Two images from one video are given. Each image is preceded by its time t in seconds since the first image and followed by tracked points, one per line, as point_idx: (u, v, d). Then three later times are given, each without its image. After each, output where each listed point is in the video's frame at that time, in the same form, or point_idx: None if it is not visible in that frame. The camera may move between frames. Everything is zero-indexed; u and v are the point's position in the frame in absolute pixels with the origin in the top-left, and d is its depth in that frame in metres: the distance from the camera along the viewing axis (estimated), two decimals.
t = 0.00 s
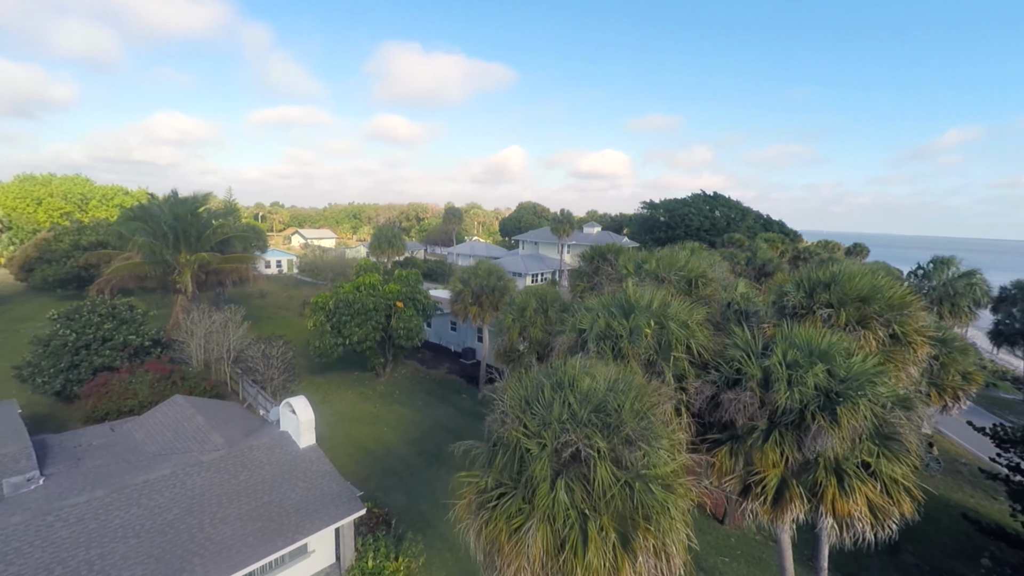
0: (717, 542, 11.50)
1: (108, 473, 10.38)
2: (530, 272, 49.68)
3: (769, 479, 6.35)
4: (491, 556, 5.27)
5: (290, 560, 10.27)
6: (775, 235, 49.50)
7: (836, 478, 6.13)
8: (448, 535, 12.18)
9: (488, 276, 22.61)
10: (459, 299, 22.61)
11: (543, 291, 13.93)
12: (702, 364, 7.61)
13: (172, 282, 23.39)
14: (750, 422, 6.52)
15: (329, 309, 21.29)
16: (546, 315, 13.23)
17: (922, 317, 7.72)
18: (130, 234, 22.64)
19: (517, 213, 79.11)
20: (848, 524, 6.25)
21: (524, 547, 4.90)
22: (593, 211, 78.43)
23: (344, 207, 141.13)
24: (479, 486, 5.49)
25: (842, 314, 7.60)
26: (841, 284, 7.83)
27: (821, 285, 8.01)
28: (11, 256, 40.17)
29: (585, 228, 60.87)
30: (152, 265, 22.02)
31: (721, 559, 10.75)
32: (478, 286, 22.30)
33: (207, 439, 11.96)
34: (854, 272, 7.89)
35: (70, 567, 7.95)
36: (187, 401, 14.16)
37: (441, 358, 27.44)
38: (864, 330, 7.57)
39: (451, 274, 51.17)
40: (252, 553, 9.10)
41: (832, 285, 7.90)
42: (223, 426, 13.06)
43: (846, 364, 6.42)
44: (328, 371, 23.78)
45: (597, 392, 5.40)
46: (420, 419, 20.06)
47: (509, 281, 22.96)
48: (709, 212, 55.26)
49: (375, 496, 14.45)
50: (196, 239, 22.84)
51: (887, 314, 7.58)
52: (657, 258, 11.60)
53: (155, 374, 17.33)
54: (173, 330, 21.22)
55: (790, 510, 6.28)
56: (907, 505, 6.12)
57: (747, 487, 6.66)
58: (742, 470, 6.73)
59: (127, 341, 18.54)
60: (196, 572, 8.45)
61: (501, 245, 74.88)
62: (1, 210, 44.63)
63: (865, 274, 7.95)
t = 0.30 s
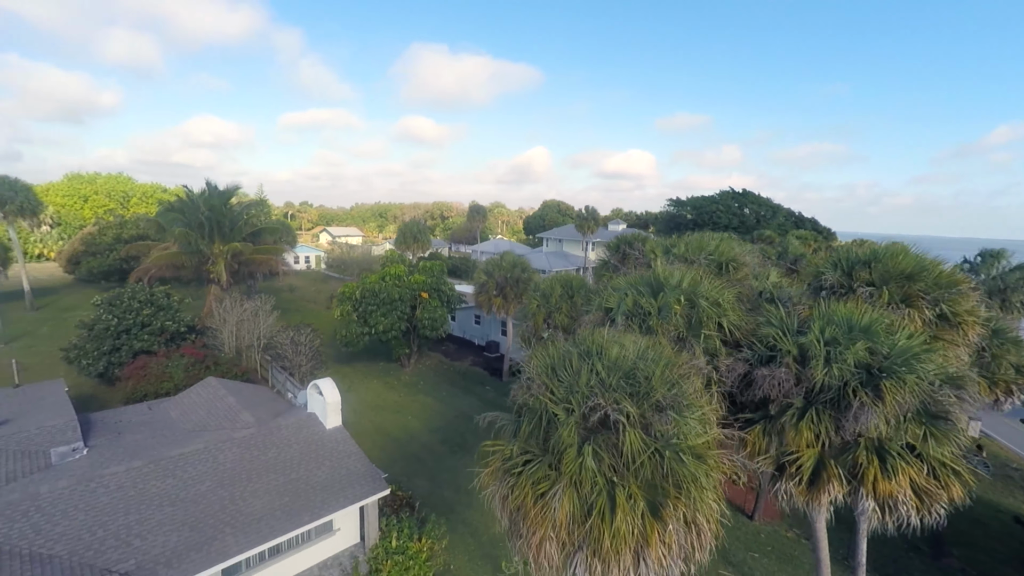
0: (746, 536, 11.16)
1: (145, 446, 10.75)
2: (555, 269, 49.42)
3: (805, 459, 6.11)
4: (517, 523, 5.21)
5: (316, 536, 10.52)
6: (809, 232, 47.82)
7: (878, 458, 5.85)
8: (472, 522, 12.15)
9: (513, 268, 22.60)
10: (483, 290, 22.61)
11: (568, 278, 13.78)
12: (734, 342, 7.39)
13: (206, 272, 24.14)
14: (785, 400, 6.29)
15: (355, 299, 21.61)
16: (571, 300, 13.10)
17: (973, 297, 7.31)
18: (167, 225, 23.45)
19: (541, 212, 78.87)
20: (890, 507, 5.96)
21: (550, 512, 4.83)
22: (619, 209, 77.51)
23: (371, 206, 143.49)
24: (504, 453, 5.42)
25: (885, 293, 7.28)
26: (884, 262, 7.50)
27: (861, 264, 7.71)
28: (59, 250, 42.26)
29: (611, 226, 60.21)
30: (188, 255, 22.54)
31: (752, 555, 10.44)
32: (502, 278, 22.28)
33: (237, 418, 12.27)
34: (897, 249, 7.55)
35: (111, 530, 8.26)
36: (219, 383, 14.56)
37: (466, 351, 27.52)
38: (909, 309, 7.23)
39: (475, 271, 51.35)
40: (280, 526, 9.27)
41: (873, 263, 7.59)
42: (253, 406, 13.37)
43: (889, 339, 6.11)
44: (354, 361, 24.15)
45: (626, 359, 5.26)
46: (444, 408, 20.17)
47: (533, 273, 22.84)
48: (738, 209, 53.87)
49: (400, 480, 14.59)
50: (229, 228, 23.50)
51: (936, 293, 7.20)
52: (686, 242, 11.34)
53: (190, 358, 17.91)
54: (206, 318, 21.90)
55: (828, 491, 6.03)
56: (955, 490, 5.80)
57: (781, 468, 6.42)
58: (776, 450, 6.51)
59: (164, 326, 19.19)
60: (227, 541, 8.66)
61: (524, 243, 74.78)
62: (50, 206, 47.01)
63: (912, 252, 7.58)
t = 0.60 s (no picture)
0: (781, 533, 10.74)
1: (184, 420, 11.15)
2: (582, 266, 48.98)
3: (848, 439, 5.82)
4: (545, 490, 5.12)
5: (344, 514, 10.65)
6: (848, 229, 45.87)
7: (930, 438, 5.52)
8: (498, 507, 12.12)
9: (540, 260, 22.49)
10: (510, 282, 22.59)
11: (596, 265, 13.60)
12: (771, 320, 7.11)
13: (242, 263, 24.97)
14: (827, 376, 6.00)
15: (384, 289, 21.92)
16: (600, 286, 12.92)
17: None
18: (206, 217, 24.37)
19: (568, 210, 78.40)
20: (944, 491, 5.62)
21: (580, 478, 4.72)
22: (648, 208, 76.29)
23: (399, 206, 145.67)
24: (532, 421, 5.31)
25: (937, 269, 6.88)
26: (936, 238, 7.10)
27: (910, 240, 7.33)
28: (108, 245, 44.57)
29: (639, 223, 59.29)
30: (225, 246, 23.36)
31: (788, 552, 10.05)
32: (529, 269, 22.20)
33: (270, 398, 12.60)
34: (950, 223, 7.13)
35: (152, 495, 8.60)
36: (254, 365, 14.98)
37: (492, 344, 27.55)
38: (964, 286, 6.82)
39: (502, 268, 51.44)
40: (310, 499, 9.44)
41: (923, 239, 7.20)
42: (285, 387, 13.71)
43: (942, 312, 5.76)
44: (383, 351, 24.53)
45: (659, 325, 5.11)
46: (470, 398, 20.25)
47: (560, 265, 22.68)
48: (772, 206, 52.16)
49: (426, 465, 14.71)
50: (264, 222, 24.31)
51: (994, 269, 6.78)
52: (719, 224, 11.02)
53: (226, 343, 18.53)
54: (241, 306, 22.62)
55: (874, 473, 5.72)
56: (1017, 474, 5.43)
57: (823, 449, 6.13)
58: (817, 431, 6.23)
59: (202, 313, 19.89)
60: (260, 511, 8.89)
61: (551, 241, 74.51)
62: (100, 203, 49.61)
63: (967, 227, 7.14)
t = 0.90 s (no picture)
0: (816, 530, 10.29)
1: (219, 398, 11.52)
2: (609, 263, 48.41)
3: (894, 419, 5.50)
4: (574, 458, 5.01)
5: (371, 494, 10.81)
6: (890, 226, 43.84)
7: (987, 417, 5.17)
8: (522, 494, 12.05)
9: (568, 252, 22.32)
10: (537, 274, 22.51)
11: (624, 251, 13.40)
12: (810, 297, 6.85)
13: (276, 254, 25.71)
14: (871, 352, 5.72)
15: (412, 280, 22.16)
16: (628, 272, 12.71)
17: None
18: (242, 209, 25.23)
19: (595, 208, 77.68)
20: (1003, 475, 5.28)
21: (610, 444, 4.58)
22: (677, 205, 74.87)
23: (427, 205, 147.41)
24: (561, 388, 5.17)
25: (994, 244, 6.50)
26: (993, 212, 6.74)
27: (964, 215, 6.97)
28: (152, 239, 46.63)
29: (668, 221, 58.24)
30: (260, 237, 24.16)
31: (825, 549, 9.62)
32: (557, 261, 22.07)
33: (300, 380, 12.89)
34: (1009, 197, 6.73)
35: (190, 465, 8.89)
36: (285, 350, 15.36)
37: (518, 338, 27.50)
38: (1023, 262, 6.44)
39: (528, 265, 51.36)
40: (338, 475, 9.59)
41: (978, 215, 6.83)
42: (315, 371, 13.99)
43: (998, 284, 5.41)
44: (410, 343, 24.82)
45: (693, 290, 4.93)
46: (496, 390, 20.26)
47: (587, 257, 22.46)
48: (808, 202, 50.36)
49: (452, 452, 14.77)
50: (297, 214, 24.99)
51: None
52: (753, 207, 10.68)
53: (259, 330, 19.10)
54: (274, 296, 23.27)
55: (922, 454, 5.40)
56: None
57: (866, 429, 5.84)
58: (860, 410, 5.93)
59: (237, 301, 20.55)
60: (290, 485, 9.07)
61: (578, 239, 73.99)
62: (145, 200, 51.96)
63: None
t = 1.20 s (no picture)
0: (853, 527, 9.85)
1: (251, 378, 11.82)
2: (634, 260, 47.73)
3: (941, 396, 5.19)
4: (602, 424, 4.92)
5: (396, 474, 10.90)
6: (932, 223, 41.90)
7: None
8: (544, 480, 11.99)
9: (593, 245, 22.11)
10: (562, 266, 22.38)
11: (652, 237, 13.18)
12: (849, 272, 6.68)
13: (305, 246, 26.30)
14: (916, 324, 5.46)
15: (437, 271, 22.33)
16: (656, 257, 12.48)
17: None
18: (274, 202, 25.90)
19: (621, 206, 76.75)
20: None
21: (639, 407, 4.48)
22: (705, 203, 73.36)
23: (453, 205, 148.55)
24: (589, 354, 5.05)
25: None
26: None
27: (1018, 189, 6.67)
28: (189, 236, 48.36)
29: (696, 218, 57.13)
30: (291, 229, 24.77)
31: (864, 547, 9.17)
32: (582, 254, 21.88)
33: (328, 363, 13.12)
34: None
35: (223, 438, 9.14)
36: (314, 336, 15.67)
37: (542, 332, 27.39)
38: None
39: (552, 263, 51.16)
40: (364, 453, 9.71)
41: None
42: (342, 356, 14.22)
43: None
44: (435, 335, 25.05)
45: (728, 254, 4.77)
46: (519, 381, 20.24)
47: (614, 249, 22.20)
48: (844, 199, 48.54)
49: (475, 439, 14.82)
50: (326, 207, 25.49)
51: None
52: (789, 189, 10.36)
53: (289, 318, 19.57)
54: (303, 286, 23.79)
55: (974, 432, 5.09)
56: None
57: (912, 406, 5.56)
58: (903, 387, 5.68)
59: (269, 290, 21.09)
60: (317, 460, 9.22)
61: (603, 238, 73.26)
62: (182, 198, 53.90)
63: None
